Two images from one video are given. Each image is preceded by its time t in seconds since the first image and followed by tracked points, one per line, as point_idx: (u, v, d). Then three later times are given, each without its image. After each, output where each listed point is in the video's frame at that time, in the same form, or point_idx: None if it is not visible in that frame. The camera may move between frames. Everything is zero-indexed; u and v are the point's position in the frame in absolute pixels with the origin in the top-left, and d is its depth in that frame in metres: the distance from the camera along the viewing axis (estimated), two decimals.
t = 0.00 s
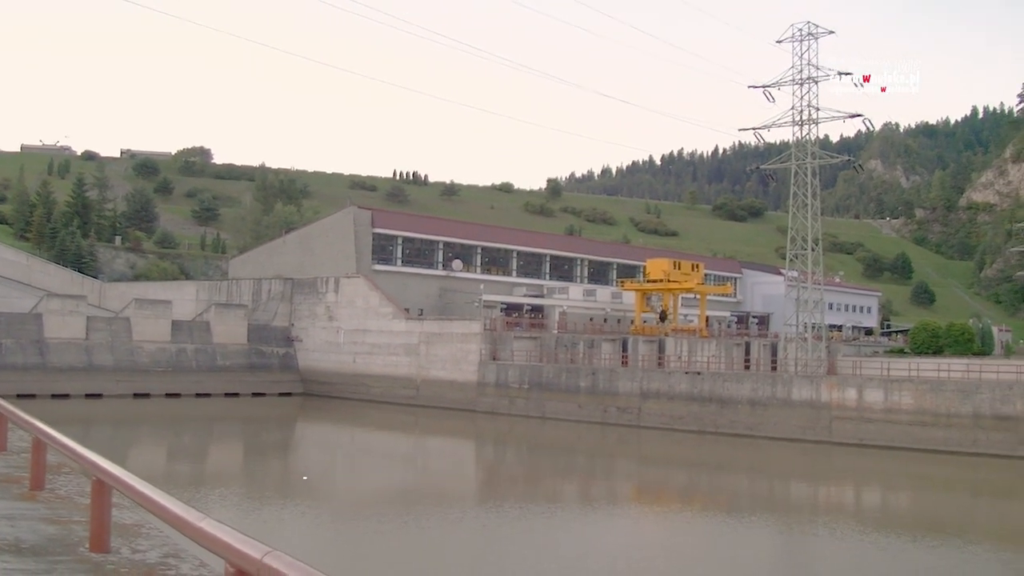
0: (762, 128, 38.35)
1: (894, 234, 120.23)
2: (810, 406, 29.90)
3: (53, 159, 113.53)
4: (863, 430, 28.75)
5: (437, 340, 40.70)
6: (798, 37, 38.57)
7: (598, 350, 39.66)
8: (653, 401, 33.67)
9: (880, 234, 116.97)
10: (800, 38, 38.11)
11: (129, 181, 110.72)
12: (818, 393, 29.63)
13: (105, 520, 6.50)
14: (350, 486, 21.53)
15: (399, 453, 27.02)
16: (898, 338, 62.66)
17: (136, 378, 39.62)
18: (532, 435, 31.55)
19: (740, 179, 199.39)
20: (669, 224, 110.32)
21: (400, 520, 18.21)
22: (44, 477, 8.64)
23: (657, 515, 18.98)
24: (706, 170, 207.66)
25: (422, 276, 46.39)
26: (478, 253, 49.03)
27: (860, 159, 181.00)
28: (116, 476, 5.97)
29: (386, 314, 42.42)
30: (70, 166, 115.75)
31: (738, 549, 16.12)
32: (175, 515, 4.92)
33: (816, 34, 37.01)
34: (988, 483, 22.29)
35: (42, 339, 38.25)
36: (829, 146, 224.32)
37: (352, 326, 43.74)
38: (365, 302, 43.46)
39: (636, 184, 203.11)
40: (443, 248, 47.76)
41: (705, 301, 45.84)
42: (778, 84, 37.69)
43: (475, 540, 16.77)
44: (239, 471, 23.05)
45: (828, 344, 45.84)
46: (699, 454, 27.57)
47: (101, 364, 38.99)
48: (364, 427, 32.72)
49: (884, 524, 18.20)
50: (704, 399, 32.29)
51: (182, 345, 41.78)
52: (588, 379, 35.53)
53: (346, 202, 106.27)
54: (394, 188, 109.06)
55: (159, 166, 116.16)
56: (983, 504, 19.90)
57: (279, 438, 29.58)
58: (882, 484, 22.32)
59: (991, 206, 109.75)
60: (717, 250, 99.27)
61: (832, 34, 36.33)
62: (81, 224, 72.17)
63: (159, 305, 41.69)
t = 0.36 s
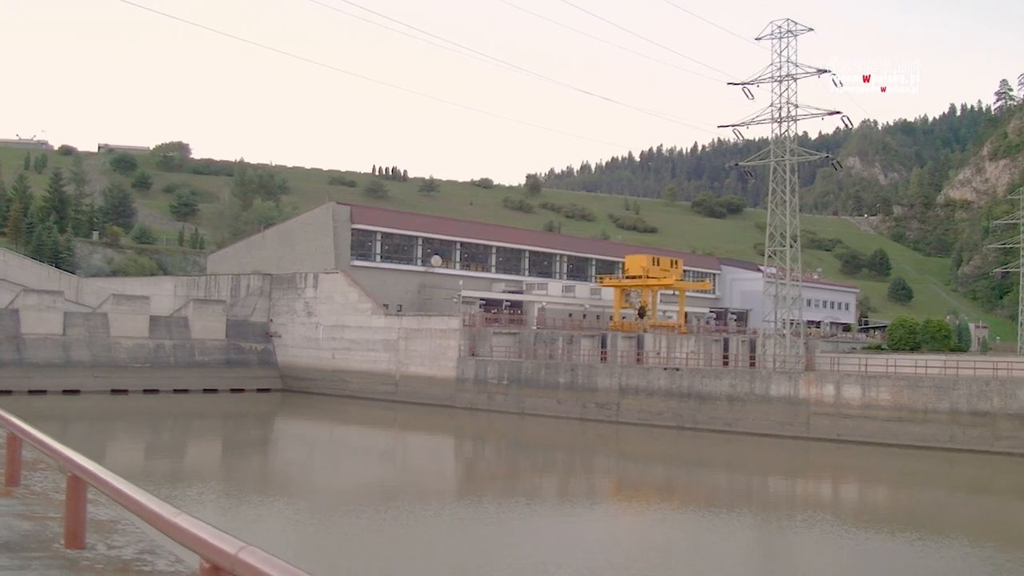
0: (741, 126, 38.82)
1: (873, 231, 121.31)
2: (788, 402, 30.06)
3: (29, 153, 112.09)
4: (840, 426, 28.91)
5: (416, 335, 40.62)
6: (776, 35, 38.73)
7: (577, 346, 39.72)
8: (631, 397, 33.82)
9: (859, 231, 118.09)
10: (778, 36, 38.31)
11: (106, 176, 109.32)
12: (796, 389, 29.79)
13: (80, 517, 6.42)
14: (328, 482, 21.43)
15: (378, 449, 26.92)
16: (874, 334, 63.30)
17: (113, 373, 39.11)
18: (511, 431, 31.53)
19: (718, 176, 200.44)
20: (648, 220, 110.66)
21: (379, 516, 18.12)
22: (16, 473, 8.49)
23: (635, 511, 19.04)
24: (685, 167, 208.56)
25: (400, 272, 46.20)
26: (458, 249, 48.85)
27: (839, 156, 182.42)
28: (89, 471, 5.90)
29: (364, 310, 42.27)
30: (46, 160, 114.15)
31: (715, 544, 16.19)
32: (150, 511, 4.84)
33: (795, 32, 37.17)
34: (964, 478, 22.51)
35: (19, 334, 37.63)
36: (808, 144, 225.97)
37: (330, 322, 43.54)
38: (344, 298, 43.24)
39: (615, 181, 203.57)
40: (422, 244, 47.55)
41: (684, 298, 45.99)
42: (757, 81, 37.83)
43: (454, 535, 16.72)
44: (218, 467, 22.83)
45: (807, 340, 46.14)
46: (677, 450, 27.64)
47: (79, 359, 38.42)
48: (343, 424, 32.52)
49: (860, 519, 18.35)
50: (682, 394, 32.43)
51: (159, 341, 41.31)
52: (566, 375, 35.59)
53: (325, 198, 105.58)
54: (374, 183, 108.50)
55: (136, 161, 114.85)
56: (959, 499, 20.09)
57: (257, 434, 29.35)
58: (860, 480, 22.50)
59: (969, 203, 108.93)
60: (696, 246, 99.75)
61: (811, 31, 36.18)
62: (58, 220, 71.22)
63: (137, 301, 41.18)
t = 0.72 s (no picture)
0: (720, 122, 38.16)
1: (851, 227, 122.41)
2: (766, 397, 30.26)
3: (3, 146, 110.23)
4: (817, 422, 29.15)
5: (395, 331, 40.51)
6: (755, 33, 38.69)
7: (556, 342, 39.79)
8: (611, 392, 33.93)
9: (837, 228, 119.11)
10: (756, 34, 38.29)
11: (83, 170, 107.76)
12: (774, 384, 29.99)
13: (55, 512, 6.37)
14: (306, 478, 21.31)
15: (356, 445, 26.81)
16: (852, 331, 63.87)
17: (91, 368, 38.62)
18: (491, 427, 31.51)
19: (697, 172, 201.30)
20: (627, 216, 110.92)
21: (359, 512, 18.04)
22: None
23: (614, 506, 19.13)
24: (665, 163, 209.32)
25: (379, 267, 46.01)
26: (437, 244, 48.65)
27: (817, 153, 183.80)
28: (64, 466, 5.83)
29: (344, 305, 42.11)
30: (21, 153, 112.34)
31: (694, 539, 16.29)
32: (125, 507, 4.76)
33: (774, 29, 37.23)
34: (938, 473, 22.79)
35: None
36: (786, 140, 227.56)
37: (309, 318, 43.32)
38: (323, 294, 43.02)
39: (594, 176, 203.86)
40: (401, 239, 47.34)
41: (663, 294, 46.13)
42: (736, 77, 38.00)
43: (434, 531, 16.69)
44: (197, 462, 22.63)
45: (785, 337, 46.48)
46: (655, 446, 27.74)
47: (55, 355, 37.90)
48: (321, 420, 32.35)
49: (838, 514, 18.50)
50: (660, 390, 32.56)
51: (137, 336, 40.84)
52: (545, 371, 35.60)
53: (305, 193, 104.81)
54: (353, 178, 107.91)
55: (113, 155, 113.31)
56: (935, 495, 20.33)
57: (235, 429, 29.10)
58: (837, 475, 22.71)
59: (946, 200, 109.93)
60: (676, 243, 100.18)
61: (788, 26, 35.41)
62: (33, 214, 70.14)
63: (115, 296, 40.69)
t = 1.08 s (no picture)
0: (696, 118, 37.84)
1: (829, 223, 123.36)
2: (743, 392, 30.43)
3: None
4: (795, 416, 29.36)
5: (374, 325, 40.37)
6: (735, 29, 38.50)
7: (535, 337, 39.82)
8: (589, 387, 34.02)
9: (815, 223, 120.07)
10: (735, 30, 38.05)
11: (60, 163, 106.23)
12: (752, 378, 30.16)
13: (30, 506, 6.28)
14: (284, 472, 21.18)
15: (335, 439, 26.68)
16: (829, 326, 64.45)
17: (67, 363, 38.12)
18: (470, 421, 31.48)
19: (676, 167, 202.10)
20: (607, 211, 111.15)
21: (338, 507, 17.94)
22: None
23: (592, 501, 19.17)
24: (643, 158, 209.83)
25: (358, 262, 45.72)
26: (416, 239, 48.37)
27: (795, 148, 185.04)
28: (39, 460, 5.74)
29: (322, 300, 41.89)
30: None
31: (673, 533, 16.36)
32: (100, 501, 4.66)
33: (753, 25, 37.21)
34: (914, 468, 23.03)
35: None
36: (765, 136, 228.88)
37: (287, 312, 43.07)
38: (301, 288, 42.76)
39: (574, 170, 204.08)
40: (380, 234, 47.03)
41: (641, 288, 46.21)
42: (716, 72, 38.08)
43: (413, 526, 16.65)
44: (174, 457, 22.41)
45: (763, 331, 46.80)
46: (634, 440, 27.84)
47: (31, 349, 37.37)
48: (300, 414, 32.17)
49: (815, 508, 18.64)
50: (639, 384, 32.67)
51: (114, 330, 40.35)
52: (524, 365, 35.61)
53: (284, 187, 104.00)
54: (331, 172, 107.24)
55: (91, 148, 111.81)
56: (912, 489, 20.54)
57: (214, 424, 28.86)
58: (815, 469, 22.91)
59: (924, 195, 110.84)
60: (655, 238, 100.50)
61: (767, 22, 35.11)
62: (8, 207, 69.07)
63: (92, 290, 40.19)
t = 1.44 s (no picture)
0: (675, 112, 37.80)
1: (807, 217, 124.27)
2: (722, 385, 30.57)
3: None
4: (772, 409, 29.55)
5: (352, 318, 40.21)
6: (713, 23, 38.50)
7: (513, 330, 39.81)
8: (567, 380, 34.09)
9: (792, 217, 120.92)
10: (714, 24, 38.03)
11: (36, 155, 104.67)
12: (730, 372, 30.30)
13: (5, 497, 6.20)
14: (261, 465, 21.05)
15: (313, 432, 26.52)
16: (807, 319, 64.99)
17: (43, 356, 37.59)
18: (449, 415, 31.42)
19: (655, 161, 202.86)
20: (586, 204, 111.31)
21: (313, 500, 17.84)
22: None
23: (571, 494, 19.16)
24: (623, 151, 210.36)
25: (336, 255, 45.45)
26: (394, 232, 48.10)
27: (774, 143, 186.25)
28: (13, 454, 5.60)
29: (300, 293, 41.64)
30: None
31: (651, 526, 16.40)
32: (74, 494, 4.53)
33: (732, 19, 37.27)
34: (891, 461, 23.25)
35: None
36: (744, 130, 230.29)
37: (265, 305, 42.78)
38: (279, 281, 42.47)
39: (552, 164, 204.10)
40: (359, 226, 46.74)
41: (620, 282, 46.25)
42: (695, 67, 38.13)
43: (390, 520, 16.53)
44: (150, 451, 22.16)
45: (741, 325, 47.07)
46: (612, 433, 27.94)
47: (7, 343, 36.77)
48: (277, 408, 31.93)
49: (793, 502, 18.77)
50: (617, 377, 32.77)
51: (91, 323, 39.85)
52: (502, 358, 35.61)
53: (263, 180, 103.15)
54: (310, 165, 106.52)
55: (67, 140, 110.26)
56: (889, 482, 20.73)
57: (191, 417, 28.56)
58: (792, 462, 23.07)
59: (901, 189, 111.75)
60: (634, 232, 100.78)
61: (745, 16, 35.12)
62: None
63: (69, 283, 39.67)
